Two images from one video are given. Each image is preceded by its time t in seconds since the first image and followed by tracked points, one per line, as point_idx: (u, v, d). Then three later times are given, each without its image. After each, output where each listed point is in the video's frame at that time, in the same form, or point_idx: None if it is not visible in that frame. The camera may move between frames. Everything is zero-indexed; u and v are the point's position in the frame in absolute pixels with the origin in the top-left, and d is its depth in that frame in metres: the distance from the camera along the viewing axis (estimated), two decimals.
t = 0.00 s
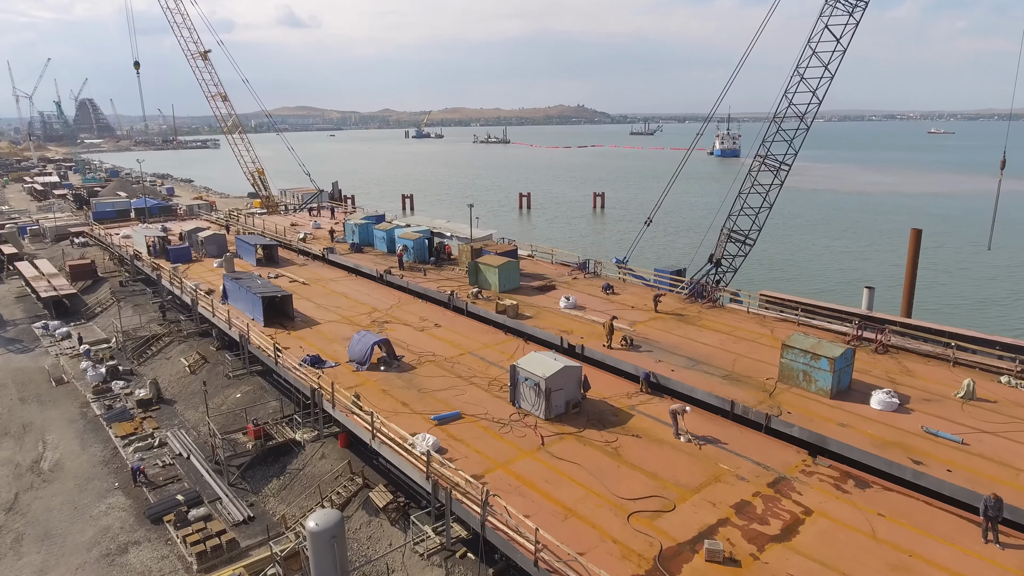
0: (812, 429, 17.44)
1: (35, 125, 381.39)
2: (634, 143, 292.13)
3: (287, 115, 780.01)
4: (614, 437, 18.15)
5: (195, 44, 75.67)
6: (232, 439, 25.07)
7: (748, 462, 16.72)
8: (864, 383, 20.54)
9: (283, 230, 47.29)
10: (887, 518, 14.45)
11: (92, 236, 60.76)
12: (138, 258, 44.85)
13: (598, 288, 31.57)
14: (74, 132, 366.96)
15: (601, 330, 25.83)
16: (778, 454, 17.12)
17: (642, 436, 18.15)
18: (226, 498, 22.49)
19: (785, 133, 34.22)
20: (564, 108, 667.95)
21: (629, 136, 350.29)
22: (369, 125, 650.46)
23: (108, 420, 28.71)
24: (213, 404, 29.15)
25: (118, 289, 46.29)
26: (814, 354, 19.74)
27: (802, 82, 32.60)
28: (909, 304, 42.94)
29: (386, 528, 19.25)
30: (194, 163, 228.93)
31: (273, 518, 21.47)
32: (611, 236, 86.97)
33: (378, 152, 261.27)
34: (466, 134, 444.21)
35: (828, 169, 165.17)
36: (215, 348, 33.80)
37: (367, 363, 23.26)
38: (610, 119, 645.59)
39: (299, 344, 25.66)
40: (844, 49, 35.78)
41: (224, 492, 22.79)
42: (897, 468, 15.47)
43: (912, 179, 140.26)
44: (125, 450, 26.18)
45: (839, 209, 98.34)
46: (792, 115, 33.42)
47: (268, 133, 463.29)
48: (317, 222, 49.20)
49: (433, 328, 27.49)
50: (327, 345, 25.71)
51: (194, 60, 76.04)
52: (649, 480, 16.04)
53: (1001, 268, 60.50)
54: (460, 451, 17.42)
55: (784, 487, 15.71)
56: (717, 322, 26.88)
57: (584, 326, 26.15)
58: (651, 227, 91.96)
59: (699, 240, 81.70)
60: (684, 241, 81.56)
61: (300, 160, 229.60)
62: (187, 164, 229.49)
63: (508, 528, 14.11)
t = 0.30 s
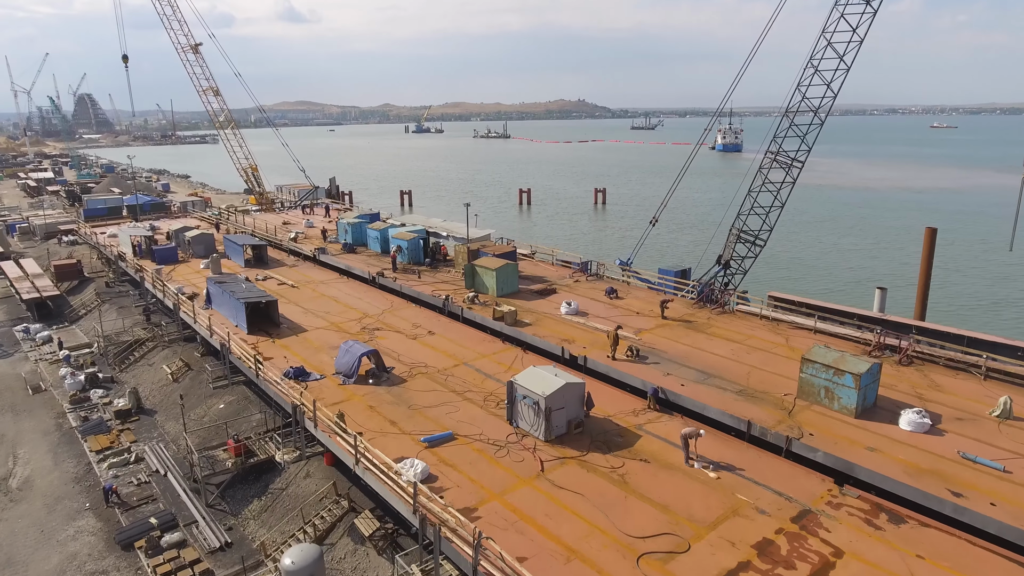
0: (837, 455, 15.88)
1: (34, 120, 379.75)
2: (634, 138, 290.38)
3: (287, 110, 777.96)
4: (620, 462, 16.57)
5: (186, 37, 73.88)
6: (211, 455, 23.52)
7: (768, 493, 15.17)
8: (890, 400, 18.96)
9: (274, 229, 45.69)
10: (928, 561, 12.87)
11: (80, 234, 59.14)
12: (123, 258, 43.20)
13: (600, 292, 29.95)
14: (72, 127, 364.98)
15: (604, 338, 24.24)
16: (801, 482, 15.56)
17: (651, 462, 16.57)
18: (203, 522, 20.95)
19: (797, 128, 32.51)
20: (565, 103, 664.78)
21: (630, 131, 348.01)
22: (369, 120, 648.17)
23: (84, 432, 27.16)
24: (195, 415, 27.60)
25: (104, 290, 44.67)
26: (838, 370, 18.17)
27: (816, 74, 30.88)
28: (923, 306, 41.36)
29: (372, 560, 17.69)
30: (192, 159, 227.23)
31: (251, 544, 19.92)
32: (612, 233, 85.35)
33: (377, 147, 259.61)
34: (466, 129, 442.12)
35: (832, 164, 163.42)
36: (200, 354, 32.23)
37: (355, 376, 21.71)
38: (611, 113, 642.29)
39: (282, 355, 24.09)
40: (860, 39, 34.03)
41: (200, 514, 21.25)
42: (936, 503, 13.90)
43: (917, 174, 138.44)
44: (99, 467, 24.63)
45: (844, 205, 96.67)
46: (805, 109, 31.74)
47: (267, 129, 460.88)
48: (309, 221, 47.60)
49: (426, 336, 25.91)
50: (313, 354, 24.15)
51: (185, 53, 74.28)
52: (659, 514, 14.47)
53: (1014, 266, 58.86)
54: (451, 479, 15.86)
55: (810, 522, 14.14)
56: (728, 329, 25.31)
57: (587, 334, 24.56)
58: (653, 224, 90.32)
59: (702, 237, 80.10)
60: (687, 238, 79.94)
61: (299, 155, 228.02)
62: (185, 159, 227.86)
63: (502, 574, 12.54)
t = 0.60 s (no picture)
0: (869, 487, 14.34)
1: (32, 116, 378.28)
2: (634, 133, 288.36)
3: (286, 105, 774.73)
4: (630, 493, 15.03)
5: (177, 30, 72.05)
6: (189, 475, 21.97)
7: (794, 530, 13.64)
8: (922, 421, 17.39)
9: (264, 228, 44.09)
10: None
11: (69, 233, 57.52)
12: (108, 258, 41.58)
13: (604, 297, 28.36)
14: (70, 122, 363.43)
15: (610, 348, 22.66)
16: (830, 519, 14.01)
17: (662, 493, 15.02)
18: (177, 549, 19.39)
19: (812, 124, 30.88)
20: (565, 97, 661.95)
21: (632, 126, 346.15)
22: (370, 115, 645.96)
23: (57, 447, 25.58)
24: (175, 428, 26.03)
25: (89, 292, 43.05)
26: (866, 390, 16.64)
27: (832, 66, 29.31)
28: (938, 308, 39.78)
29: None
30: (190, 154, 225.40)
31: None
32: (615, 229, 83.71)
33: (377, 142, 258.01)
34: (466, 124, 440.39)
35: (835, 159, 161.75)
36: (184, 362, 30.63)
37: (341, 392, 20.14)
38: (612, 108, 639.87)
39: (265, 367, 22.53)
40: (880, 30, 32.30)
41: (174, 541, 19.70)
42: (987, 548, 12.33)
43: (923, 170, 136.71)
44: (70, 486, 23.04)
45: (850, 202, 94.97)
46: (821, 103, 30.09)
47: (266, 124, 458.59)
48: (302, 220, 45.99)
49: (420, 345, 24.35)
50: (297, 366, 22.58)
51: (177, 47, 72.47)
52: (674, 557, 12.93)
53: None
54: (442, 514, 14.32)
55: (844, 567, 12.59)
56: (741, 338, 23.74)
57: (591, 344, 23.00)
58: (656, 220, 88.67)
59: (707, 234, 78.52)
60: (690, 235, 78.36)
61: (298, 151, 226.44)
62: (183, 154, 226.26)
63: None
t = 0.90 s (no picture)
0: (912, 529, 12.76)
1: (29, 111, 376.05)
2: (635, 129, 286.25)
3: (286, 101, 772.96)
4: (642, 533, 13.44)
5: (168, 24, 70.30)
6: (164, 499, 20.39)
7: None
8: (961, 448, 15.84)
9: (255, 228, 42.51)
10: None
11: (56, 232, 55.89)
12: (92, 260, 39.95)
13: (609, 304, 26.74)
14: (68, 117, 361.09)
15: (616, 362, 21.10)
16: (869, 566, 12.44)
17: (678, 533, 13.45)
18: None
19: (830, 120, 29.03)
20: (566, 92, 659.14)
21: (632, 121, 343.93)
22: (370, 110, 643.17)
23: (27, 464, 23.93)
24: (153, 444, 24.45)
25: (73, 294, 41.45)
26: (904, 416, 15.06)
27: (852, 58, 27.52)
28: (955, 312, 38.24)
29: None
30: (187, 150, 223.46)
31: None
32: (616, 226, 82.06)
33: (375, 138, 255.95)
34: (466, 119, 437.92)
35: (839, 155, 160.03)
36: (166, 371, 29.07)
37: (326, 411, 18.54)
38: (613, 103, 636.97)
39: (246, 382, 20.95)
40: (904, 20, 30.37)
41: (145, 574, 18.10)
42: None
43: (928, 165, 134.92)
44: (38, 509, 21.40)
45: (856, 199, 93.29)
46: (839, 97, 28.25)
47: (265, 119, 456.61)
48: (294, 219, 44.43)
49: (412, 357, 22.79)
50: (281, 381, 21.03)
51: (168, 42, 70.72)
52: None
53: None
54: (432, 559, 12.75)
55: None
56: (757, 351, 22.18)
57: (596, 357, 21.44)
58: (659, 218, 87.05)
59: (711, 231, 76.86)
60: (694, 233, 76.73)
61: (296, 146, 224.34)
62: (180, 150, 224.15)
63: None
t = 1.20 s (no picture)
0: None
1: (28, 106, 374.13)
2: (637, 124, 284.05)
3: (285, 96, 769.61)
4: None
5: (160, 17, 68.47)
6: (134, 530, 18.74)
7: None
8: (1014, 484, 14.17)
9: (245, 229, 40.81)
10: None
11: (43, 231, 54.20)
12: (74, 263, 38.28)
13: (616, 313, 25.03)
14: (66, 113, 359.02)
15: (626, 379, 19.41)
16: None
17: None
18: None
19: (850, 116, 27.06)
20: (567, 88, 656.83)
21: (633, 116, 341.43)
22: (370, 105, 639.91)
23: None
24: (128, 465, 22.81)
25: (55, 298, 39.77)
26: (953, 450, 13.40)
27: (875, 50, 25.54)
28: (976, 317, 36.52)
29: None
30: (185, 145, 221.25)
31: None
32: (619, 224, 80.34)
33: (375, 133, 253.95)
34: (466, 114, 435.42)
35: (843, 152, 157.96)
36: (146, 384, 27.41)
37: (309, 436, 16.86)
38: (614, 98, 634.33)
39: (224, 401, 19.29)
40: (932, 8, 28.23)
41: None
42: None
43: (934, 161, 132.99)
44: None
45: (863, 196, 91.42)
46: (860, 92, 26.29)
47: (265, 115, 454.01)
48: (286, 219, 42.75)
49: (405, 373, 21.12)
50: (262, 400, 19.37)
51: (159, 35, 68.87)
52: None
53: None
54: None
55: None
56: (778, 366, 20.49)
57: (603, 373, 19.77)
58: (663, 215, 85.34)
59: (716, 229, 75.11)
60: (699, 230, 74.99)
61: (295, 142, 222.40)
62: (178, 145, 222.25)
63: None
